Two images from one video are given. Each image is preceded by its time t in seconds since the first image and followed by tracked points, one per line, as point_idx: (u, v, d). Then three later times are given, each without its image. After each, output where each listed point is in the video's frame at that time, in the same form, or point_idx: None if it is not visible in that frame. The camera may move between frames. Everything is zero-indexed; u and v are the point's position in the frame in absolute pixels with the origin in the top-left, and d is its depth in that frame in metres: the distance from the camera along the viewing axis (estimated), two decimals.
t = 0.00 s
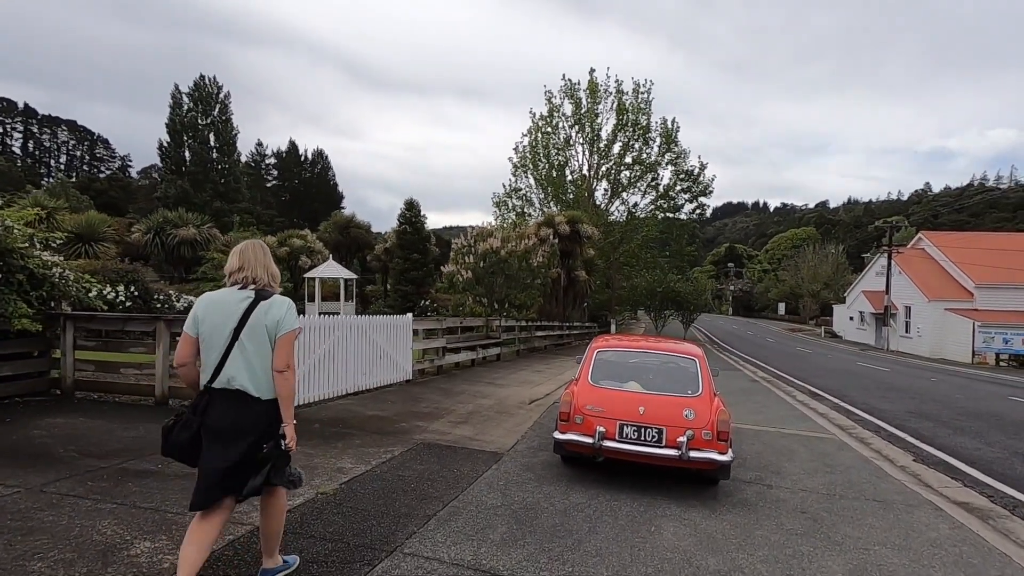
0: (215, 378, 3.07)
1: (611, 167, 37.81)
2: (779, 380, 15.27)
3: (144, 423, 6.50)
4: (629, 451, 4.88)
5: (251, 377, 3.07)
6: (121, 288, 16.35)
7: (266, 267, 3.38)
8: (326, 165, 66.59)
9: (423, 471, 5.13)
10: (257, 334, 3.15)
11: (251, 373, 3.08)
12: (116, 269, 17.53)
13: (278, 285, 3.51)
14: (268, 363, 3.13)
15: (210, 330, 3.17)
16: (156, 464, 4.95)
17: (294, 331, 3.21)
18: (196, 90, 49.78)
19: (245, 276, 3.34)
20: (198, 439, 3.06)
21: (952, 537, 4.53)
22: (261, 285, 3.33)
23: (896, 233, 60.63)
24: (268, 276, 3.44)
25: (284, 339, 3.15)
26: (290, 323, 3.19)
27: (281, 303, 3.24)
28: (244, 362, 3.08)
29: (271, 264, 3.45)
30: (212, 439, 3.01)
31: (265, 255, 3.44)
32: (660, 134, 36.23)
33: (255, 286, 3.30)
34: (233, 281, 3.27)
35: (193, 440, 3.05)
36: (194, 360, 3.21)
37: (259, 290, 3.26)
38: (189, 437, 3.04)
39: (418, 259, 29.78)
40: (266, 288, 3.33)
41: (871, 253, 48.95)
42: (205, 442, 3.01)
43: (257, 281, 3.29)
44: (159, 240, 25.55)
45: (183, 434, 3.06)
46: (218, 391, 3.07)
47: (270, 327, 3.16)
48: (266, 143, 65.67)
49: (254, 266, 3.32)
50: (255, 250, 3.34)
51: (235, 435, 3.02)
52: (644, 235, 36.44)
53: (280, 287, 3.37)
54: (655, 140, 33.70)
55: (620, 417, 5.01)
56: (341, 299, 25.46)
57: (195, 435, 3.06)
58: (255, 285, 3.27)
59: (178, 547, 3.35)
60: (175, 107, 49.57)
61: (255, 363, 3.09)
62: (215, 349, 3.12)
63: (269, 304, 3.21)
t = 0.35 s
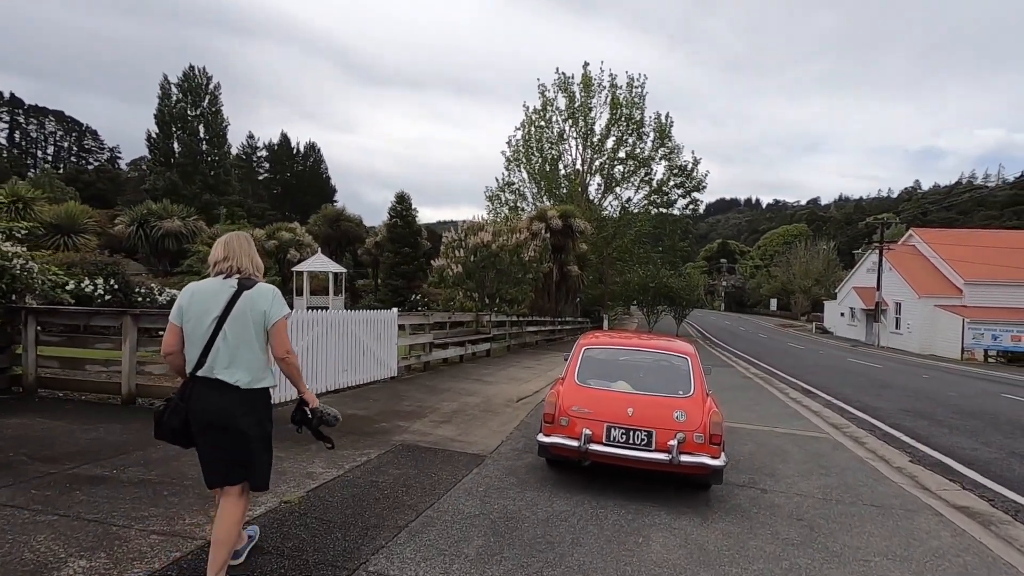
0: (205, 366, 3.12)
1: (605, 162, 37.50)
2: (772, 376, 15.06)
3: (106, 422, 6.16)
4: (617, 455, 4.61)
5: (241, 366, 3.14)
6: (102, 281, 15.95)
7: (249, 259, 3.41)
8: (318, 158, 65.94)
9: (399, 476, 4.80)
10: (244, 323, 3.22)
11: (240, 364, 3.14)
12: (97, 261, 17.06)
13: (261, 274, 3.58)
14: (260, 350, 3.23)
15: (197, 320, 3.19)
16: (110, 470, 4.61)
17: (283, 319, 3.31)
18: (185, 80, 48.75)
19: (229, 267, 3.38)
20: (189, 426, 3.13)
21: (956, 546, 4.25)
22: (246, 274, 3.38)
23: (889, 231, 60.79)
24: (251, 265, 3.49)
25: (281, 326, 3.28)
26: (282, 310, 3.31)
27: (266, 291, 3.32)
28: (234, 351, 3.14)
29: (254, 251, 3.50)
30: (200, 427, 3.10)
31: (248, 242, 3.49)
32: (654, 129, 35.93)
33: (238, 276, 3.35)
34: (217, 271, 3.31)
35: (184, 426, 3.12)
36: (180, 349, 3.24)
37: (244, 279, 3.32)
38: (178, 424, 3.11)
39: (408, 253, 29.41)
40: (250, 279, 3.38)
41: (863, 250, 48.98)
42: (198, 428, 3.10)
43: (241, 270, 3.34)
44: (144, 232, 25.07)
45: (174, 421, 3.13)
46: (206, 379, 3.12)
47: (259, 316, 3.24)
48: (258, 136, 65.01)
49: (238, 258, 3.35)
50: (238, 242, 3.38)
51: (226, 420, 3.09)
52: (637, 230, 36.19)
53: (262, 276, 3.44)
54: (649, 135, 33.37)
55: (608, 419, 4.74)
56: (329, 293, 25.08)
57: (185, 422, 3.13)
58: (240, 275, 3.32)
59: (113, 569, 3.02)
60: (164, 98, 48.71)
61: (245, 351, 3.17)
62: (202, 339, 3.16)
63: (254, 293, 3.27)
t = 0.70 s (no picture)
0: (181, 357, 3.07)
1: (600, 156, 37.16)
2: (766, 372, 14.84)
3: (67, 422, 5.83)
4: (606, 459, 4.32)
5: (218, 357, 3.07)
6: (83, 274, 15.54)
7: (228, 250, 3.32)
8: (311, 151, 65.22)
9: (372, 481, 4.49)
10: (219, 316, 3.13)
11: (218, 355, 3.07)
12: (80, 252, 16.70)
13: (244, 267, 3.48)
14: (236, 343, 3.13)
15: (175, 311, 3.13)
16: (60, 475, 4.29)
17: (259, 312, 3.21)
18: (176, 72, 47.82)
19: (206, 261, 3.30)
20: (168, 411, 3.07)
21: (964, 556, 3.98)
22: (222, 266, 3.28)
23: (882, 227, 60.79)
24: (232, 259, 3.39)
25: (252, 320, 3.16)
26: (258, 304, 3.20)
27: (242, 283, 3.22)
28: (209, 344, 3.06)
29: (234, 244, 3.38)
30: (181, 417, 3.04)
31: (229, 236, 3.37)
32: (648, 123, 35.61)
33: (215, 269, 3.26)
34: (195, 264, 3.23)
35: (165, 411, 3.06)
36: (163, 340, 3.19)
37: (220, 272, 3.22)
38: (159, 410, 3.05)
39: (400, 247, 29.04)
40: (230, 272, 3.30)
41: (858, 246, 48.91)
42: (179, 416, 3.04)
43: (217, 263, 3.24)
44: (129, 224, 24.62)
45: (155, 407, 3.07)
46: (187, 369, 3.06)
47: (233, 308, 3.15)
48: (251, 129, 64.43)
49: (216, 251, 3.27)
50: (217, 235, 3.31)
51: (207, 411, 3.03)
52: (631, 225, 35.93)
53: (242, 268, 3.34)
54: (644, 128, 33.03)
55: (596, 419, 4.45)
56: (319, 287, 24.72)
57: (165, 407, 3.07)
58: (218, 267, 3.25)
59: None
60: (154, 89, 47.85)
61: (220, 343, 3.08)
62: (180, 331, 3.11)
63: (229, 285, 3.18)
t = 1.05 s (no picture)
0: (167, 350, 3.04)
1: (595, 150, 36.81)
2: (761, 370, 14.61)
3: (27, 422, 5.49)
4: (592, 466, 4.03)
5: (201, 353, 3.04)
6: (62, 267, 15.09)
7: (223, 246, 3.26)
8: (304, 144, 64.43)
9: (344, 488, 4.19)
10: (204, 313, 3.09)
11: (202, 351, 3.06)
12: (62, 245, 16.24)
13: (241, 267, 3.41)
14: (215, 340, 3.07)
15: (165, 305, 3.11)
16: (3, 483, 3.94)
17: (242, 308, 3.12)
18: (166, 63, 46.58)
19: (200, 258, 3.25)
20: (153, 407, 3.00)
21: (976, 571, 3.73)
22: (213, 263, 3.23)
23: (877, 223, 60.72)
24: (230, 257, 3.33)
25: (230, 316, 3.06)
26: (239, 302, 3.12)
27: (231, 281, 3.16)
28: (192, 339, 3.03)
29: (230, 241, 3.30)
30: (162, 413, 2.97)
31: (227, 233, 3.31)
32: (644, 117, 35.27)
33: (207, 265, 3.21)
34: (187, 260, 3.20)
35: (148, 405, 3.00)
36: (156, 334, 3.19)
37: (209, 268, 3.18)
38: (143, 404, 2.99)
39: (392, 241, 28.65)
40: (223, 269, 3.24)
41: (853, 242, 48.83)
42: (159, 410, 2.97)
43: (210, 260, 3.20)
44: (115, 216, 24.10)
45: (140, 402, 3.02)
46: (173, 362, 3.03)
47: (216, 305, 3.09)
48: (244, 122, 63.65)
49: (210, 247, 3.22)
50: (212, 230, 3.26)
51: (190, 405, 2.98)
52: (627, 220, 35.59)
53: (233, 266, 3.27)
54: (640, 122, 32.69)
55: (583, 424, 4.16)
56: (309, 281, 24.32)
57: (149, 403, 3.01)
58: (210, 263, 3.20)
59: None
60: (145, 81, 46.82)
61: (200, 339, 3.04)
62: (167, 326, 3.08)
63: (217, 281, 3.13)
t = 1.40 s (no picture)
0: (177, 348, 3.08)
1: (587, 146, 36.48)
2: (755, 367, 14.37)
3: None
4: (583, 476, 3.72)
5: (209, 348, 3.06)
6: (37, 264, 14.57)
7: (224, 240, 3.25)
8: (295, 139, 63.61)
9: (314, 502, 3.85)
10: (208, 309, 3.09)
11: (210, 346, 3.06)
12: (38, 239, 15.70)
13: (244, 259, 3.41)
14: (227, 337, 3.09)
15: (172, 302, 3.14)
16: None
17: (247, 303, 3.12)
18: (153, 56, 45.80)
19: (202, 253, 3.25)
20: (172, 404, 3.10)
21: None
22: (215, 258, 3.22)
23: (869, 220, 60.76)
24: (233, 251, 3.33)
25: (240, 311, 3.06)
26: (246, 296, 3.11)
27: (232, 275, 3.15)
28: (202, 336, 3.05)
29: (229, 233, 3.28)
30: (181, 408, 3.06)
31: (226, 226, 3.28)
32: (637, 112, 34.97)
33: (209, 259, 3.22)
34: (191, 255, 3.21)
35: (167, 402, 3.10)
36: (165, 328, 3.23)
37: (212, 263, 3.17)
38: (161, 402, 3.10)
39: (382, 236, 28.24)
40: (225, 262, 3.24)
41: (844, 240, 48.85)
42: (177, 406, 3.07)
43: (212, 254, 3.20)
44: (95, 211, 23.49)
45: (158, 399, 3.13)
46: (184, 359, 3.08)
47: (221, 302, 3.09)
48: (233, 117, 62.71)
49: (211, 240, 3.21)
50: (211, 223, 3.25)
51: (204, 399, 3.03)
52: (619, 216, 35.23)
53: (236, 260, 3.26)
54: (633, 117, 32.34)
55: (575, 431, 3.84)
56: (296, 278, 23.85)
57: (167, 400, 3.11)
58: (211, 258, 3.19)
59: None
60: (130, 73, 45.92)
61: (209, 335, 3.05)
62: (175, 322, 3.11)
63: (219, 276, 3.12)
